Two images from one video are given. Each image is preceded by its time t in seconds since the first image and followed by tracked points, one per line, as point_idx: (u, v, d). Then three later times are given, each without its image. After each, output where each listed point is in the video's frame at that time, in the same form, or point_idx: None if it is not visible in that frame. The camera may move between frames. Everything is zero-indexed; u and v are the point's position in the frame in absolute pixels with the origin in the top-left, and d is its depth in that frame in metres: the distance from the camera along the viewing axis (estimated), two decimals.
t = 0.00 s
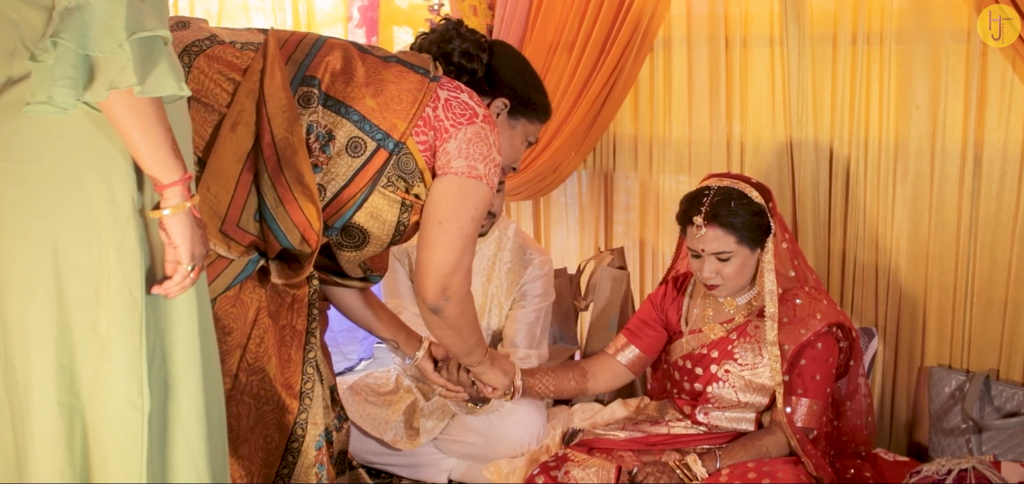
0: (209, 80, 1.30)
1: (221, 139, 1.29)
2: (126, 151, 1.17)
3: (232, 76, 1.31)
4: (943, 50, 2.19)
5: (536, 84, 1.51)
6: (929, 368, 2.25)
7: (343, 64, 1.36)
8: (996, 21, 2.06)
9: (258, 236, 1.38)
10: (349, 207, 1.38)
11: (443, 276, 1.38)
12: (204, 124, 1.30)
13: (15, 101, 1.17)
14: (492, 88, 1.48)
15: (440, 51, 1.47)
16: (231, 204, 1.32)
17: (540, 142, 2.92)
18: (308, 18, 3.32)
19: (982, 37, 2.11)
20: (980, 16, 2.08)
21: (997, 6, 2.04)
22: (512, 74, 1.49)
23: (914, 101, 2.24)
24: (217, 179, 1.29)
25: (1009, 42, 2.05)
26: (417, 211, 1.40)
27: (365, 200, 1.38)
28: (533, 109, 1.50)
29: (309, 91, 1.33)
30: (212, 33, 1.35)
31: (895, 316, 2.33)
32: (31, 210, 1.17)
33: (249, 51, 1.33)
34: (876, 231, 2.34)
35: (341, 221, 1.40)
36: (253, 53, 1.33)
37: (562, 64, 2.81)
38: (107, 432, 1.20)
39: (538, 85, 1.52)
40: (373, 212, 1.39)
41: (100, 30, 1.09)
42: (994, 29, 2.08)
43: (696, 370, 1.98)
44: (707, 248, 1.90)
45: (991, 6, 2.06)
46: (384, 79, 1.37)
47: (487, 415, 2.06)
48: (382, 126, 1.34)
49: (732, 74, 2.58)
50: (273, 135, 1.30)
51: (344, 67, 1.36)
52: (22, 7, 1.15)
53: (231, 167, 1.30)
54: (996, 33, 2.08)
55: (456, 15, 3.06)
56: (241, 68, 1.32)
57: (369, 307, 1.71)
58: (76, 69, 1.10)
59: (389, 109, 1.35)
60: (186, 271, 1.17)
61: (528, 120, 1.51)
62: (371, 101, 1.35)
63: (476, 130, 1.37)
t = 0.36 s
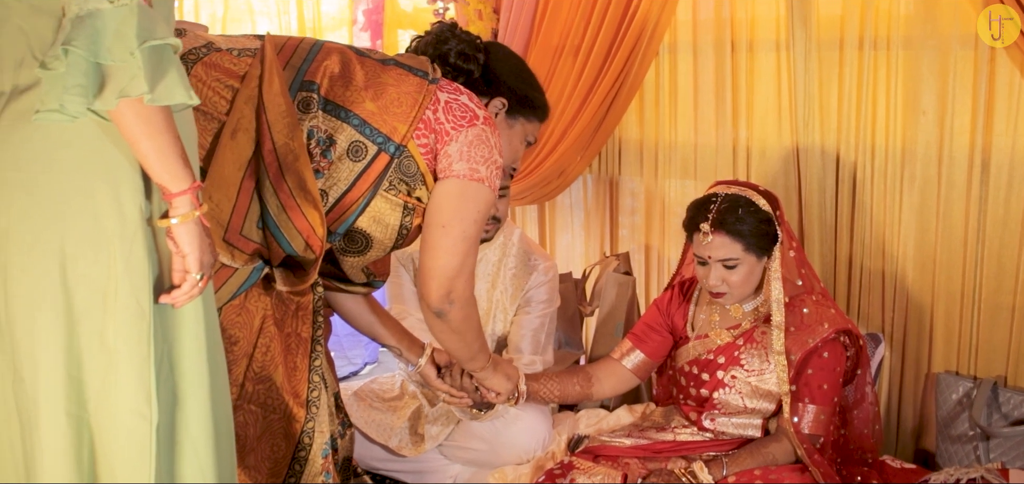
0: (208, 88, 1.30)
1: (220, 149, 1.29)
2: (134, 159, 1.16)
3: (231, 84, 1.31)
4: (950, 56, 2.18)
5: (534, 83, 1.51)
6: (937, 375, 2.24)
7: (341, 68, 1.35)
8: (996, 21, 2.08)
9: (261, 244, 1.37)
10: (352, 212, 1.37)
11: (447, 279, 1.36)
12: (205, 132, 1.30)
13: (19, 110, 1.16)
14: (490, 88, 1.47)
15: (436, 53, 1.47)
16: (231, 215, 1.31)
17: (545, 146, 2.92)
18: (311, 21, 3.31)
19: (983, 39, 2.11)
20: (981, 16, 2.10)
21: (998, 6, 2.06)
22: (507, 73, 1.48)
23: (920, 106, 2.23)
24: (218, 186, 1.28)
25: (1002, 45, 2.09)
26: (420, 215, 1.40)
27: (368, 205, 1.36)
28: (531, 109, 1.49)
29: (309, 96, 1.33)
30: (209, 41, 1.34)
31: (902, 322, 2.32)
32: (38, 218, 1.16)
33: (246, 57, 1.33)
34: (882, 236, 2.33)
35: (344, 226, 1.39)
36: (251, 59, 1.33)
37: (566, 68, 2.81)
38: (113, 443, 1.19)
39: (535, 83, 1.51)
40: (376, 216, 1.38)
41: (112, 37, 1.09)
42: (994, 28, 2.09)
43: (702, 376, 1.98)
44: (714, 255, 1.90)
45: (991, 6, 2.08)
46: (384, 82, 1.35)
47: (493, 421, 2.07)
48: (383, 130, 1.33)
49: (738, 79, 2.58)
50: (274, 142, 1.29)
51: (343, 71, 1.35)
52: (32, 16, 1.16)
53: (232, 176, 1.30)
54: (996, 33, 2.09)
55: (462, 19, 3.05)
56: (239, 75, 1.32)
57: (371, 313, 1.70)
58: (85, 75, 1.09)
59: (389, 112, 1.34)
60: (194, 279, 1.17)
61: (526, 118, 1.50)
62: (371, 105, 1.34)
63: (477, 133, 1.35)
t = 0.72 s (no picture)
0: (212, 93, 1.27)
1: (225, 151, 1.25)
2: (140, 162, 1.13)
3: (235, 88, 1.28)
4: (955, 59, 2.17)
5: (539, 89, 1.51)
6: (941, 379, 2.23)
7: (345, 71, 1.33)
8: (996, 21, 2.06)
9: (264, 248, 1.33)
10: (356, 216, 1.33)
11: (450, 284, 1.35)
12: (206, 138, 1.26)
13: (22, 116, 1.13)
14: (494, 93, 1.47)
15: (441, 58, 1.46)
16: (235, 217, 1.27)
17: (549, 149, 2.92)
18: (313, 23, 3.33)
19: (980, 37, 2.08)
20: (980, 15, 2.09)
21: (999, 6, 2.04)
22: (512, 78, 1.48)
23: (925, 110, 2.23)
24: (219, 189, 1.24)
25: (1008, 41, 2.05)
26: (423, 218, 1.37)
27: (372, 208, 1.33)
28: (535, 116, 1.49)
29: (313, 99, 1.30)
30: (213, 46, 1.32)
31: (906, 326, 2.31)
32: (40, 225, 1.12)
33: (250, 61, 1.30)
34: (887, 240, 2.32)
35: (348, 229, 1.35)
36: (255, 63, 1.30)
37: (570, 70, 2.80)
38: (117, 452, 1.15)
39: (540, 89, 1.51)
40: (380, 220, 1.35)
41: (123, 42, 1.05)
42: (994, 28, 2.08)
43: (705, 382, 1.98)
44: (716, 263, 1.89)
45: (993, 6, 2.06)
46: (388, 85, 1.33)
47: (496, 427, 2.07)
48: (387, 133, 1.31)
49: (741, 83, 2.57)
50: (277, 146, 1.26)
51: (347, 74, 1.33)
52: (35, 20, 1.15)
53: (235, 177, 1.26)
54: (995, 32, 2.08)
55: (464, 23, 3.00)
56: (243, 78, 1.28)
57: (376, 320, 1.70)
58: (94, 78, 1.05)
59: (393, 115, 1.31)
60: (204, 282, 1.14)
61: (530, 124, 1.49)
62: (374, 109, 1.31)
63: (482, 137, 1.34)
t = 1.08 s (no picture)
0: (220, 94, 1.25)
1: (233, 152, 1.23)
2: (138, 168, 1.12)
3: (243, 90, 1.25)
4: (962, 60, 2.16)
5: (549, 91, 1.49)
6: (948, 383, 2.22)
7: (355, 72, 1.31)
8: (996, 20, 2.07)
9: (271, 249, 1.31)
10: (363, 217, 1.31)
11: (458, 286, 1.33)
12: (214, 139, 1.25)
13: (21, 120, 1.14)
14: (503, 97, 1.46)
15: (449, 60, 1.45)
16: (242, 217, 1.25)
17: (552, 151, 2.91)
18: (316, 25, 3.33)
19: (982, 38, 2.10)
20: (980, 16, 2.10)
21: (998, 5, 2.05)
22: (521, 81, 1.47)
23: (932, 111, 2.21)
24: (228, 190, 1.23)
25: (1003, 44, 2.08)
26: (432, 220, 1.34)
27: (380, 210, 1.31)
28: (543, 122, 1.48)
29: (322, 100, 1.28)
30: (222, 46, 1.29)
31: (913, 329, 2.30)
32: (39, 230, 1.11)
33: (259, 62, 1.28)
34: (893, 243, 2.31)
35: (355, 231, 1.33)
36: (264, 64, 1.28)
37: (575, 70, 2.79)
38: (116, 458, 1.14)
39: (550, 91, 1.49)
40: (388, 222, 1.32)
41: (117, 45, 1.04)
42: (994, 28, 2.08)
43: (710, 386, 1.96)
44: (722, 263, 1.88)
45: (991, 6, 2.07)
46: (397, 87, 1.31)
47: (500, 430, 2.06)
48: (396, 135, 1.28)
49: (746, 83, 2.56)
50: (286, 146, 1.24)
51: (357, 76, 1.31)
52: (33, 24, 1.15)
53: (244, 178, 1.24)
54: (995, 33, 2.08)
55: (469, 23, 3.01)
56: (252, 80, 1.26)
57: (382, 323, 1.69)
58: (87, 82, 1.04)
59: (402, 117, 1.29)
60: (201, 288, 1.13)
61: (539, 128, 1.48)
62: (383, 111, 1.29)
63: (492, 139, 1.32)
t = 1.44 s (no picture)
0: (224, 96, 1.23)
1: (235, 155, 1.22)
2: (134, 173, 1.11)
3: (246, 91, 1.24)
4: (969, 61, 2.14)
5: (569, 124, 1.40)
6: (954, 386, 2.20)
7: (360, 76, 1.29)
8: (996, 21, 2.07)
9: (272, 253, 1.30)
10: (365, 223, 1.30)
11: (461, 291, 1.29)
12: (217, 141, 1.23)
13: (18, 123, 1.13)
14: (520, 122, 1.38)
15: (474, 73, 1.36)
16: (244, 221, 1.24)
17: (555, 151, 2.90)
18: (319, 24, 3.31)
19: (981, 36, 2.10)
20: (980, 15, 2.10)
21: (999, 6, 2.05)
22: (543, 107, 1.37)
23: (938, 112, 2.19)
24: (229, 193, 1.22)
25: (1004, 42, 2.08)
26: (434, 227, 1.32)
27: (382, 216, 1.30)
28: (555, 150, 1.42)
29: (326, 104, 1.26)
30: (226, 47, 1.27)
31: (919, 331, 2.28)
32: (36, 235, 1.10)
33: (264, 64, 1.26)
34: (899, 244, 2.29)
35: (357, 236, 1.32)
36: (268, 66, 1.26)
37: (578, 70, 2.77)
38: (115, 465, 1.13)
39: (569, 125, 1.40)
40: (390, 227, 1.31)
41: (111, 49, 1.03)
42: (994, 29, 2.09)
43: (713, 388, 1.95)
44: (727, 264, 1.86)
45: (993, 5, 2.06)
46: (401, 92, 1.29)
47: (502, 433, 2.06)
48: (399, 140, 1.27)
49: (751, 83, 2.54)
50: (289, 150, 1.22)
51: (361, 79, 1.29)
52: (28, 27, 1.13)
53: (246, 181, 1.23)
54: (995, 33, 2.08)
55: (472, 23, 3.02)
56: (255, 82, 1.25)
57: (382, 326, 1.68)
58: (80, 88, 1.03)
59: (406, 123, 1.27)
60: (198, 293, 1.12)
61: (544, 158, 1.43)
62: (387, 116, 1.27)
63: (497, 146, 1.29)
